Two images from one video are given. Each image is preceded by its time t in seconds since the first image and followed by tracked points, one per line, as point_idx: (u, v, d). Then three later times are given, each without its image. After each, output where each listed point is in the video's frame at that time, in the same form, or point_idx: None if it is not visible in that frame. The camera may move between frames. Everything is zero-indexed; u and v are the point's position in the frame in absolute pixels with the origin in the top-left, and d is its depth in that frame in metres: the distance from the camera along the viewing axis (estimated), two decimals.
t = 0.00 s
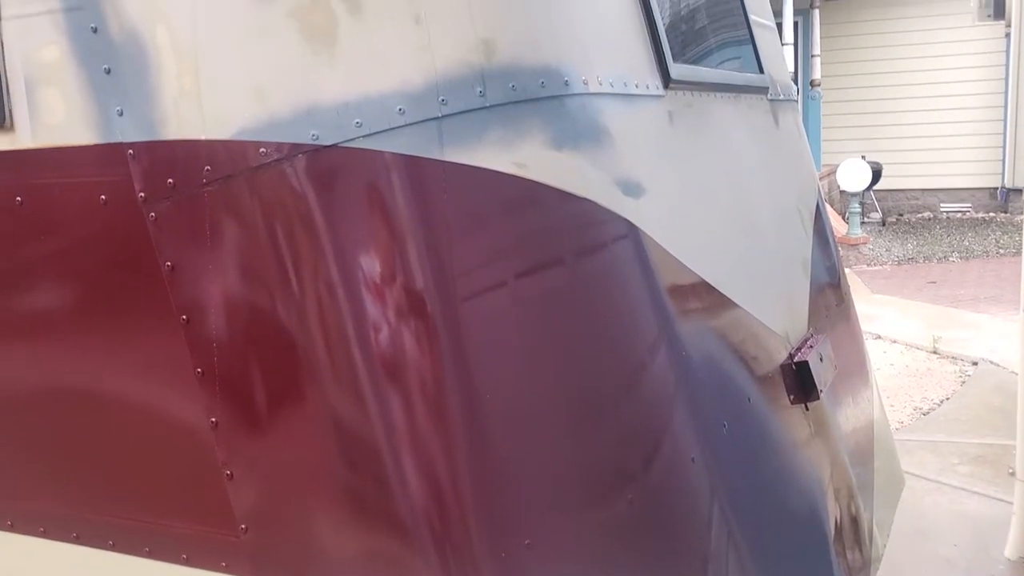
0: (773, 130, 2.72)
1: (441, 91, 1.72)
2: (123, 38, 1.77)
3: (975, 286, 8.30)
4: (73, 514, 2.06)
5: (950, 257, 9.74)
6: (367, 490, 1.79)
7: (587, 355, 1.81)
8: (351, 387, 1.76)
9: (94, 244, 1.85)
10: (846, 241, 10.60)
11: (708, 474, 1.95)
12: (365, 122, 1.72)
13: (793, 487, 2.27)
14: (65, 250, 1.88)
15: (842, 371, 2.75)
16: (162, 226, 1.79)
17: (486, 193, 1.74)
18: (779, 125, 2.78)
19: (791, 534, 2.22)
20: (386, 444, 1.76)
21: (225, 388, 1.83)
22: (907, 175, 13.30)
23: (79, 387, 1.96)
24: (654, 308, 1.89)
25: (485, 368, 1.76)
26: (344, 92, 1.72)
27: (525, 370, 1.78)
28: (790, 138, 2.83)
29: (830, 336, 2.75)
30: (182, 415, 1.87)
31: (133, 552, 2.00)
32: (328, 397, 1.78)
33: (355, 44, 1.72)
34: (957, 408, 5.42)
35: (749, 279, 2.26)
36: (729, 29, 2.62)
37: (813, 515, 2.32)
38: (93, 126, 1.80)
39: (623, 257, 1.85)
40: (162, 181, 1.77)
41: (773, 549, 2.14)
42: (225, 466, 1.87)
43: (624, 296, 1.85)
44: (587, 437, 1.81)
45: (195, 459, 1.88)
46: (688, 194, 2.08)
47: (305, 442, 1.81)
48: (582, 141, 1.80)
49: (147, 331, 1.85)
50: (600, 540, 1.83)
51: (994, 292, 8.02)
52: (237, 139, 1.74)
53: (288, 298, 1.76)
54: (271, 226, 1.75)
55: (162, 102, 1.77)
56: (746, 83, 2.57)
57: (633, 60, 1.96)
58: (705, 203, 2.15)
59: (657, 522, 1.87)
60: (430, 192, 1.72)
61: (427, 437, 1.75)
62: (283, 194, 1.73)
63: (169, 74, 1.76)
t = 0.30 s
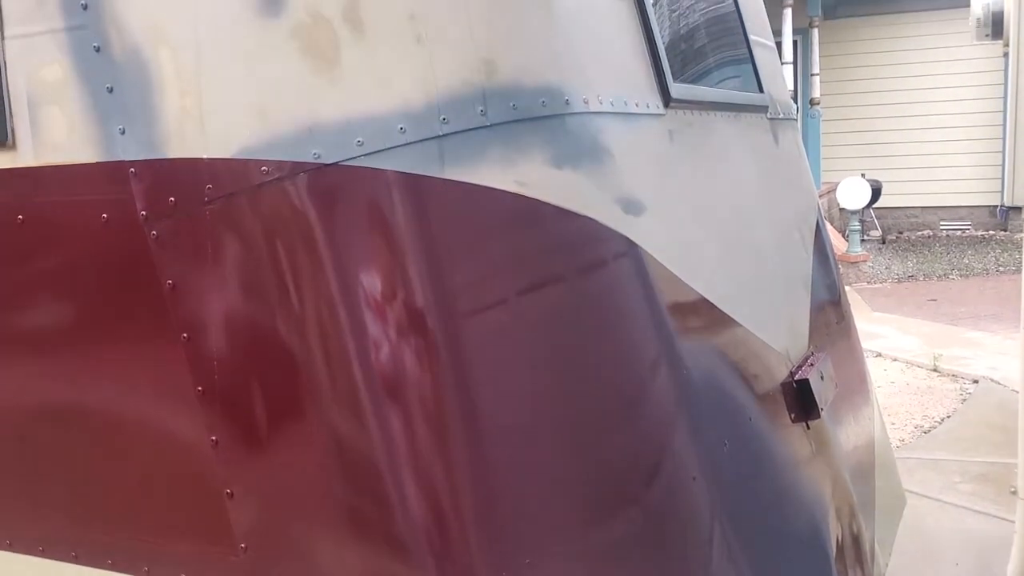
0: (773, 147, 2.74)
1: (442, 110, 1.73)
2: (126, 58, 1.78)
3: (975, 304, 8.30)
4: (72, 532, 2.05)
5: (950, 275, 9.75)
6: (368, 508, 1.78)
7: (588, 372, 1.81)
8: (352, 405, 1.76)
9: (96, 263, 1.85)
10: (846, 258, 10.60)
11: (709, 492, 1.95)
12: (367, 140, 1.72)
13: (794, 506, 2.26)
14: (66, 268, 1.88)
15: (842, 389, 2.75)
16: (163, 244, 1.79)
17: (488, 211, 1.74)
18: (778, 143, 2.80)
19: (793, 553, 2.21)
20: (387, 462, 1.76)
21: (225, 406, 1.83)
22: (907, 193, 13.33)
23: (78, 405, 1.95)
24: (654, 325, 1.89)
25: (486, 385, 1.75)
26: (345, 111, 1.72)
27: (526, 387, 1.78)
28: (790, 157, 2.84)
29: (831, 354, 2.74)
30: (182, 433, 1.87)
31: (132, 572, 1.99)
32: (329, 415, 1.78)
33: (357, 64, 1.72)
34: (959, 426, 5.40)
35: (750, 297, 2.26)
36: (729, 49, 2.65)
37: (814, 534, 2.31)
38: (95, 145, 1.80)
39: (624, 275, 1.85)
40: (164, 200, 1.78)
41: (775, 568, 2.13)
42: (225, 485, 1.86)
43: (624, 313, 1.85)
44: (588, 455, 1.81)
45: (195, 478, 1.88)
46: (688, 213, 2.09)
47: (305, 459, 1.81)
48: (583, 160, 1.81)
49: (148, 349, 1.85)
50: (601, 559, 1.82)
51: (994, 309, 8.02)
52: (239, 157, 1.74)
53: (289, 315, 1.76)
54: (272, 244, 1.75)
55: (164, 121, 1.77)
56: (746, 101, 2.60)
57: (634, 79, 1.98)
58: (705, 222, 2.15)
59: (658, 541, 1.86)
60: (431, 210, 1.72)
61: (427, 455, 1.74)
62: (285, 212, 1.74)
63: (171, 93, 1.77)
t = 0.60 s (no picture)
0: (774, 160, 2.76)
1: (444, 123, 1.73)
2: (129, 71, 1.79)
3: (977, 317, 8.29)
4: (72, 545, 2.04)
5: (951, 288, 9.74)
6: (368, 521, 1.78)
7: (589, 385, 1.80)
8: (353, 417, 1.76)
9: (97, 275, 1.85)
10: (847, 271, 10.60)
11: (710, 506, 1.94)
12: (369, 153, 1.72)
13: (796, 520, 2.26)
14: (68, 280, 1.88)
15: (844, 403, 2.74)
16: (165, 256, 1.79)
17: (489, 223, 1.75)
18: (779, 156, 2.81)
19: (795, 567, 2.20)
20: (388, 475, 1.75)
21: (226, 419, 1.83)
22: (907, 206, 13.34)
23: (79, 417, 1.95)
24: (655, 338, 1.89)
25: (487, 397, 1.75)
26: (348, 124, 1.73)
27: (526, 400, 1.77)
28: (790, 170, 2.85)
29: (832, 368, 2.74)
30: (182, 446, 1.87)
31: None
32: (329, 427, 1.77)
33: (359, 77, 1.73)
34: (961, 439, 5.39)
35: (751, 310, 2.26)
36: (730, 62, 2.68)
37: (817, 548, 2.30)
38: (98, 158, 1.81)
39: (625, 287, 1.85)
40: (166, 212, 1.78)
41: None
42: (225, 498, 1.86)
43: (626, 326, 1.85)
44: (589, 468, 1.80)
45: (195, 490, 1.88)
46: (690, 226, 2.09)
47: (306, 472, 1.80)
48: (584, 174, 1.81)
49: (148, 361, 1.85)
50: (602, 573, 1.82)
51: (995, 323, 8.01)
52: (241, 170, 1.75)
53: (290, 327, 1.76)
54: (274, 255, 1.75)
55: (166, 134, 1.78)
56: (747, 115, 2.62)
57: (634, 93, 1.98)
58: (706, 235, 2.16)
59: (660, 555, 1.85)
60: (432, 223, 1.72)
61: (428, 468, 1.73)
62: (287, 224, 1.74)
63: (173, 106, 1.77)
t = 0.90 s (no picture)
0: (775, 180, 2.77)
1: (446, 143, 1.74)
2: (133, 92, 1.80)
3: (979, 337, 8.28)
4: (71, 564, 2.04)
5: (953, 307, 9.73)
6: (369, 541, 1.77)
7: (590, 405, 1.80)
8: (354, 436, 1.76)
9: (99, 295, 1.85)
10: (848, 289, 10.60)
11: (713, 526, 1.94)
12: (371, 173, 1.73)
13: (799, 540, 2.25)
14: (69, 299, 1.88)
15: (846, 422, 2.74)
16: (168, 275, 1.80)
17: (491, 243, 1.75)
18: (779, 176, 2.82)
19: None
20: (389, 495, 1.75)
21: (227, 438, 1.82)
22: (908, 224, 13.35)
23: (79, 436, 1.95)
24: (657, 357, 1.89)
25: (488, 416, 1.75)
26: (351, 144, 1.73)
27: (528, 419, 1.77)
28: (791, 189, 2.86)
29: (834, 388, 2.73)
30: (183, 465, 1.86)
31: None
32: (330, 446, 1.77)
33: (362, 98, 1.74)
34: (964, 459, 5.37)
35: (752, 330, 2.26)
36: (731, 83, 2.69)
37: (820, 569, 2.29)
38: (101, 178, 1.82)
39: (627, 306, 1.85)
40: (169, 232, 1.78)
41: None
42: (225, 518, 1.85)
43: (627, 346, 1.85)
44: (590, 488, 1.80)
45: (195, 510, 1.87)
46: (691, 246, 2.09)
47: (306, 491, 1.80)
48: (586, 194, 1.82)
49: (150, 381, 1.85)
50: None
51: (998, 342, 8.00)
52: (244, 190, 1.75)
53: (291, 346, 1.76)
54: (276, 275, 1.76)
55: (170, 154, 1.78)
56: (747, 135, 2.63)
57: (635, 113, 2.00)
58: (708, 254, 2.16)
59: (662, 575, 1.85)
60: (435, 242, 1.73)
61: (429, 487, 1.73)
62: (289, 243, 1.74)
63: (177, 126, 1.78)
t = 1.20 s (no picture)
0: (775, 213, 2.78)
1: (449, 178, 1.74)
2: (137, 127, 1.81)
3: (979, 368, 8.26)
4: None
5: (953, 338, 9.73)
6: None
7: (593, 439, 1.79)
8: (355, 470, 1.75)
9: (100, 329, 1.85)
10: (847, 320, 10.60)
11: (716, 561, 1.93)
12: (374, 208, 1.73)
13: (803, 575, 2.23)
14: (70, 333, 1.87)
15: (849, 455, 2.72)
16: (170, 310, 1.79)
17: (493, 276, 1.75)
18: (779, 208, 2.83)
19: None
20: (390, 530, 1.74)
21: (227, 472, 1.81)
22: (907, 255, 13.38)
23: (78, 470, 1.94)
24: (659, 390, 1.89)
25: (490, 450, 1.74)
26: (354, 178, 1.74)
27: (529, 453, 1.76)
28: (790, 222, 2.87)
29: (837, 420, 2.72)
30: (183, 500, 1.85)
31: None
32: (331, 480, 1.76)
33: (365, 133, 1.74)
34: (967, 492, 5.34)
35: (754, 363, 2.26)
36: (728, 116, 2.72)
37: None
38: (104, 213, 1.82)
39: (628, 339, 1.85)
40: (171, 266, 1.78)
41: None
42: (225, 553, 1.84)
43: (629, 379, 1.84)
44: (593, 522, 1.78)
45: (195, 545, 1.86)
46: (693, 280, 2.09)
47: (307, 526, 1.79)
48: (587, 227, 1.82)
49: (151, 415, 1.84)
50: None
51: (998, 374, 7.98)
52: (247, 225, 1.76)
53: (292, 379, 1.76)
54: (277, 308, 1.75)
55: (173, 189, 1.79)
56: (747, 168, 2.65)
57: (636, 147, 2.00)
58: (709, 288, 2.16)
59: None
60: (437, 275, 1.73)
61: (430, 522, 1.71)
62: (292, 276, 1.74)
63: (180, 161, 1.79)
